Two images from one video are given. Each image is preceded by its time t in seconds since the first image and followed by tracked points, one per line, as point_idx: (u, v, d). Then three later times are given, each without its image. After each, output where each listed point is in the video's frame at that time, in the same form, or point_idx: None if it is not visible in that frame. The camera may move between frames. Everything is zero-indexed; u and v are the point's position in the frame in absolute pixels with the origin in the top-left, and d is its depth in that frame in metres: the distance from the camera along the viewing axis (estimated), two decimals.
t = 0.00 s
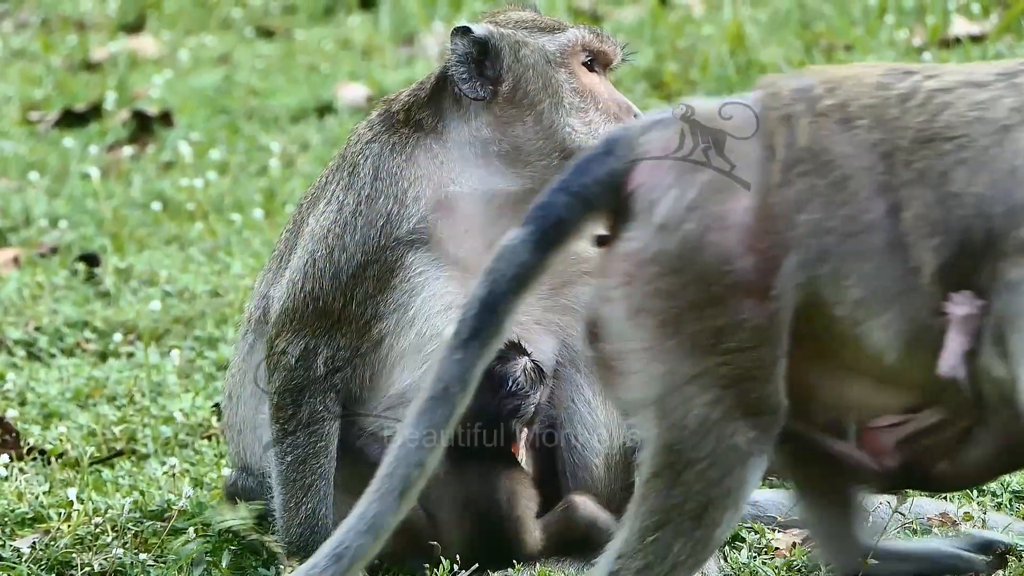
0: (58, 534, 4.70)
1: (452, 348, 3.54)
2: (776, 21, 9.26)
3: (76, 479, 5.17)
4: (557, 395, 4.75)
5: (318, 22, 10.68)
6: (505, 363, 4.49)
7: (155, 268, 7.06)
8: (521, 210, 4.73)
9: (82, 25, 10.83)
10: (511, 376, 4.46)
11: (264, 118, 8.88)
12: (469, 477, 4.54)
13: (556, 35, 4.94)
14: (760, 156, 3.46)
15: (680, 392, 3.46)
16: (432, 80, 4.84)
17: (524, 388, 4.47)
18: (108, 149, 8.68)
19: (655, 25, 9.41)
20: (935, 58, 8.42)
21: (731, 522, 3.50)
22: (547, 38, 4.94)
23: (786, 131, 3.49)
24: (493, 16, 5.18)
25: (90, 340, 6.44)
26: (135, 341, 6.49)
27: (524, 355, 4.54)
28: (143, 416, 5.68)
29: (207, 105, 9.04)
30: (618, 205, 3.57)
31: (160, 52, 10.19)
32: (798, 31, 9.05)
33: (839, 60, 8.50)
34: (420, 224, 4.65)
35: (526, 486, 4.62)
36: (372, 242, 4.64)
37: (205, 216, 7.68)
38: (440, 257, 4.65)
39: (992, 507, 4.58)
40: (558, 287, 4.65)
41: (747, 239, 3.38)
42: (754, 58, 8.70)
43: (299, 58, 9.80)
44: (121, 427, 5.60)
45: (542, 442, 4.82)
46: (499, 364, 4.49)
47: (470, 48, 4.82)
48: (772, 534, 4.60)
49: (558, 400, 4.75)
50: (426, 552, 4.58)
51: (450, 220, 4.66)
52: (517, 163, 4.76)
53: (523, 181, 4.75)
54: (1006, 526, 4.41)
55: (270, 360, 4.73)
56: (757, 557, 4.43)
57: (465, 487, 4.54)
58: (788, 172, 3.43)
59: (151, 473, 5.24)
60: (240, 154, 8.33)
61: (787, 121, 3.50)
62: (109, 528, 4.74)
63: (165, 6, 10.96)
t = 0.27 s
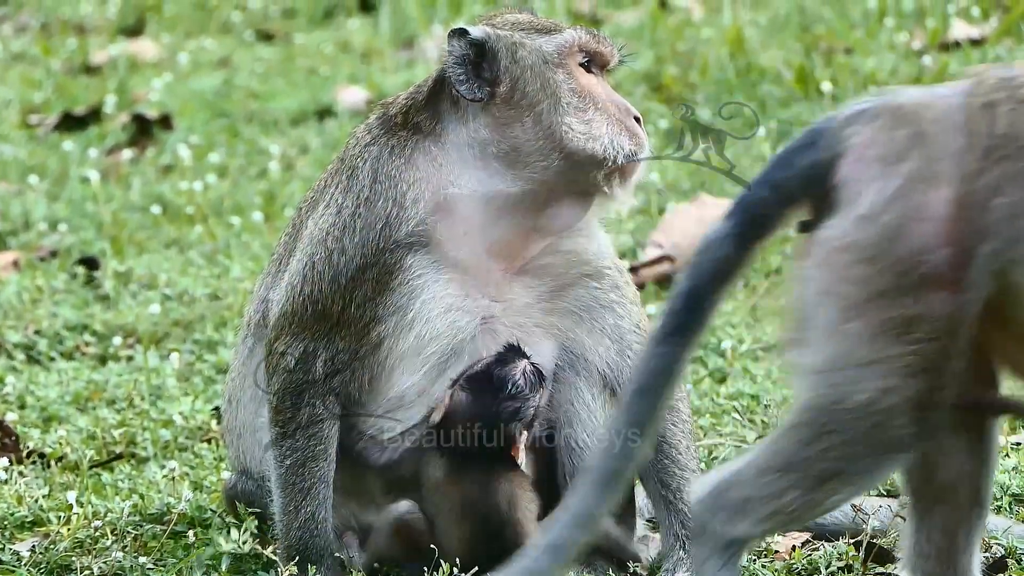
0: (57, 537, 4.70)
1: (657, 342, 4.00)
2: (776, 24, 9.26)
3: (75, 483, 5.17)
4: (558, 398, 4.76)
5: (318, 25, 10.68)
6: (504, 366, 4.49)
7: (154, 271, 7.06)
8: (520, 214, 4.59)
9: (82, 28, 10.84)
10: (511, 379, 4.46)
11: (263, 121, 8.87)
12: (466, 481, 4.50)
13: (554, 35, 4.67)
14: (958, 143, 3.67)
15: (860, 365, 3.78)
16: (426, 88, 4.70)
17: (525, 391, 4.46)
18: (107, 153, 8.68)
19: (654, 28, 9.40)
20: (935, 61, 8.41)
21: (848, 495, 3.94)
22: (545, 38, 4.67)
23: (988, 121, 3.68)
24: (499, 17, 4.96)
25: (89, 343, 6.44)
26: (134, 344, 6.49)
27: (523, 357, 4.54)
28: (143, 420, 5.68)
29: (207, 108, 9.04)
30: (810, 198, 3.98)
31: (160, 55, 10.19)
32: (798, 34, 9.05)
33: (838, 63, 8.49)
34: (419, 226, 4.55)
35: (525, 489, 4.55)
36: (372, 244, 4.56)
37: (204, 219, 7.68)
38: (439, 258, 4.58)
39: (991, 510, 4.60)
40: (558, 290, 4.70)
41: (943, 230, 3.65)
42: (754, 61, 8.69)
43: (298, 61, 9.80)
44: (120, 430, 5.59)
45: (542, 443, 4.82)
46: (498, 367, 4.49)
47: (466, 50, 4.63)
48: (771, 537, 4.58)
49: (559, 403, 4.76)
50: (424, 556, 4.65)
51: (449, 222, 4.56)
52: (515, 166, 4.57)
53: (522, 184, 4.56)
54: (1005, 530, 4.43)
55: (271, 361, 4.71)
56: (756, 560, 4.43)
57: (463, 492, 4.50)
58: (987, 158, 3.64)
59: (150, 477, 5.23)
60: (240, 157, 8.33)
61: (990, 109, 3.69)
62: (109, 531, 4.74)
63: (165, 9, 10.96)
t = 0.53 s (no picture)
0: (57, 540, 4.70)
1: (783, 334, 3.61)
2: (775, 26, 9.26)
3: (75, 485, 5.17)
4: (557, 400, 4.77)
5: (317, 27, 10.68)
6: (503, 368, 4.50)
7: (153, 273, 7.06)
8: (520, 216, 4.62)
9: (81, 30, 10.85)
10: (510, 381, 4.47)
11: (262, 123, 8.88)
12: (467, 483, 4.44)
13: (551, 37, 4.73)
14: None
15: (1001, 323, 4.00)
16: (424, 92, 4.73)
17: (524, 393, 4.47)
18: (107, 155, 8.68)
19: (653, 30, 9.41)
20: (934, 63, 8.41)
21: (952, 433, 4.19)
22: (542, 40, 4.72)
23: None
24: (493, 20, 5.03)
25: (88, 345, 6.44)
26: (133, 346, 6.49)
27: (522, 359, 4.55)
28: (142, 422, 5.68)
29: (206, 110, 9.04)
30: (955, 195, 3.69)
31: (160, 57, 10.19)
32: (796, 36, 9.05)
33: (837, 65, 8.49)
34: (418, 229, 4.56)
35: (525, 491, 4.50)
36: (371, 246, 4.54)
37: (203, 221, 7.68)
38: (439, 261, 4.60)
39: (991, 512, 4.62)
40: (556, 293, 4.71)
41: None
42: (753, 63, 8.69)
43: (297, 63, 9.80)
44: (120, 432, 5.60)
45: (541, 443, 4.81)
46: (497, 370, 4.50)
47: (464, 52, 4.67)
48: (771, 538, 4.58)
49: (558, 406, 4.78)
50: (422, 557, 4.54)
51: (449, 225, 4.59)
52: (513, 167, 4.59)
53: (521, 186, 4.59)
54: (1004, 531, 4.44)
55: (270, 365, 4.66)
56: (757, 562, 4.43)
57: (463, 492, 4.44)
58: None
59: (150, 479, 5.22)
60: (239, 159, 8.34)
61: None
62: (108, 533, 4.73)
63: (164, 11, 10.96)
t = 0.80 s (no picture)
0: (57, 540, 4.70)
1: (947, 326, 3.20)
2: (775, 27, 9.26)
3: (75, 485, 5.18)
4: (557, 400, 4.77)
5: (317, 28, 10.68)
6: (504, 369, 4.49)
7: (153, 274, 7.06)
8: (519, 216, 4.62)
9: (81, 30, 10.85)
10: (511, 381, 4.46)
11: (262, 124, 8.88)
12: (467, 484, 4.43)
13: (545, 37, 4.73)
14: None
15: None
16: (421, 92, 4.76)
17: (524, 393, 4.46)
18: (107, 156, 8.68)
19: (653, 31, 9.41)
20: (934, 64, 8.41)
21: None
22: (536, 41, 4.73)
23: None
24: (491, 20, 5.04)
25: (88, 346, 6.44)
26: (133, 347, 6.50)
27: (522, 359, 4.54)
28: (142, 423, 5.68)
29: (205, 111, 9.04)
30: None
31: (159, 58, 10.19)
32: (796, 37, 9.05)
33: (837, 65, 8.49)
34: (418, 230, 4.57)
35: (525, 491, 4.49)
36: (371, 247, 4.55)
37: (203, 222, 7.68)
38: (439, 262, 4.60)
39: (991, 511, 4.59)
40: (556, 293, 4.71)
41: None
42: (752, 63, 8.69)
43: (297, 64, 9.80)
44: (120, 433, 5.60)
45: (542, 443, 4.80)
46: (498, 371, 4.49)
47: (458, 53, 4.69)
48: (771, 538, 4.58)
49: (558, 407, 4.78)
50: (423, 558, 4.53)
51: (449, 226, 4.60)
52: (509, 168, 4.61)
53: (518, 187, 4.60)
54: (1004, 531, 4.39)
55: (269, 366, 4.66)
56: (757, 564, 4.44)
57: (464, 493, 4.43)
58: None
59: (150, 479, 5.22)
60: (239, 160, 8.34)
61: None
62: (108, 533, 4.73)
63: (163, 12, 10.96)
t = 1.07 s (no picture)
0: (58, 540, 4.70)
1: None
2: (775, 26, 9.26)
3: (76, 485, 5.18)
4: (557, 399, 4.77)
5: (317, 28, 10.69)
6: (503, 368, 4.43)
7: (153, 274, 7.06)
8: (518, 214, 4.61)
9: (81, 31, 10.85)
10: (510, 381, 4.41)
11: (262, 124, 8.89)
12: (467, 484, 4.40)
13: (539, 37, 4.71)
14: None
15: None
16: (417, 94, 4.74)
17: (523, 392, 4.41)
18: (107, 156, 8.68)
19: (653, 31, 9.42)
20: (933, 63, 8.41)
21: None
22: (530, 40, 4.71)
23: None
24: (484, 22, 5.03)
25: (88, 346, 6.44)
26: (134, 347, 6.50)
27: (522, 359, 4.49)
28: (143, 422, 5.68)
29: (206, 112, 9.04)
30: None
31: (159, 58, 10.20)
32: (796, 37, 9.05)
33: (837, 65, 8.50)
34: (417, 230, 4.57)
35: (525, 491, 4.46)
36: (370, 248, 4.55)
37: (203, 222, 7.68)
38: (438, 263, 4.60)
39: (992, 511, 4.58)
40: (556, 292, 4.72)
41: None
42: (752, 63, 8.70)
43: (297, 64, 9.80)
44: (121, 432, 5.60)
45: (541, 443, 4.81)
46: (497, 369, 4.44)
47: (453, 57, 4.66)
48: (772, 537, 4.57)
49: (558, 406, 4.77)
50: (425, 558, 4.51)
51: (448, 227, 4.60)
52: (507, 168, 4.60)
53: (517, 185, 4.59)
54: (1005, 530, 4.39)
55: (268, 367, 4.66)
56: (758, 563, 4.44)
57: (464, 493, 4.40)
58: None
59: (150, 479, 5.22)
60: (239, 160, 8.34)
61: None
62: (109, 533, 4.73)
63: (163, 12, 10.96)
